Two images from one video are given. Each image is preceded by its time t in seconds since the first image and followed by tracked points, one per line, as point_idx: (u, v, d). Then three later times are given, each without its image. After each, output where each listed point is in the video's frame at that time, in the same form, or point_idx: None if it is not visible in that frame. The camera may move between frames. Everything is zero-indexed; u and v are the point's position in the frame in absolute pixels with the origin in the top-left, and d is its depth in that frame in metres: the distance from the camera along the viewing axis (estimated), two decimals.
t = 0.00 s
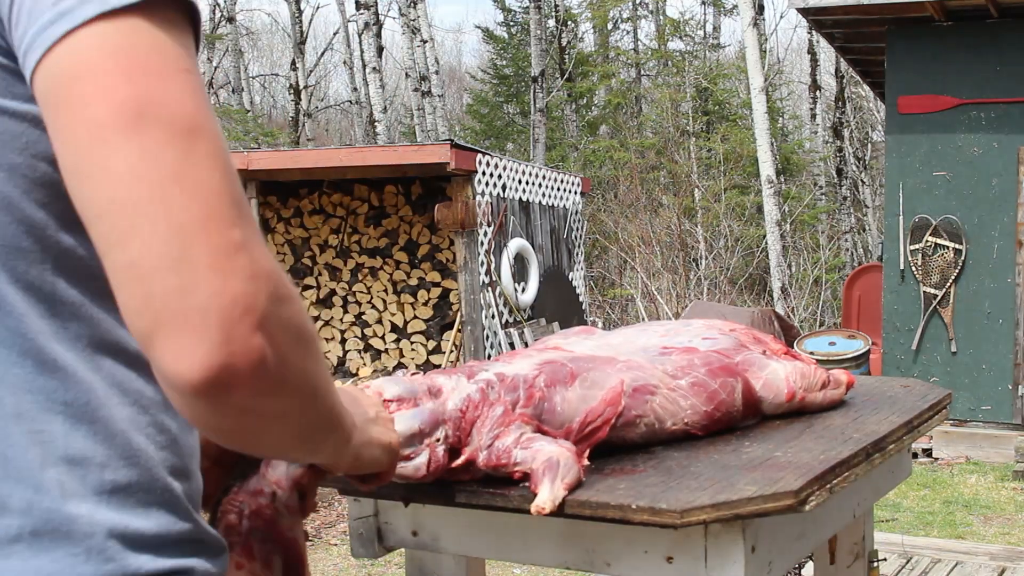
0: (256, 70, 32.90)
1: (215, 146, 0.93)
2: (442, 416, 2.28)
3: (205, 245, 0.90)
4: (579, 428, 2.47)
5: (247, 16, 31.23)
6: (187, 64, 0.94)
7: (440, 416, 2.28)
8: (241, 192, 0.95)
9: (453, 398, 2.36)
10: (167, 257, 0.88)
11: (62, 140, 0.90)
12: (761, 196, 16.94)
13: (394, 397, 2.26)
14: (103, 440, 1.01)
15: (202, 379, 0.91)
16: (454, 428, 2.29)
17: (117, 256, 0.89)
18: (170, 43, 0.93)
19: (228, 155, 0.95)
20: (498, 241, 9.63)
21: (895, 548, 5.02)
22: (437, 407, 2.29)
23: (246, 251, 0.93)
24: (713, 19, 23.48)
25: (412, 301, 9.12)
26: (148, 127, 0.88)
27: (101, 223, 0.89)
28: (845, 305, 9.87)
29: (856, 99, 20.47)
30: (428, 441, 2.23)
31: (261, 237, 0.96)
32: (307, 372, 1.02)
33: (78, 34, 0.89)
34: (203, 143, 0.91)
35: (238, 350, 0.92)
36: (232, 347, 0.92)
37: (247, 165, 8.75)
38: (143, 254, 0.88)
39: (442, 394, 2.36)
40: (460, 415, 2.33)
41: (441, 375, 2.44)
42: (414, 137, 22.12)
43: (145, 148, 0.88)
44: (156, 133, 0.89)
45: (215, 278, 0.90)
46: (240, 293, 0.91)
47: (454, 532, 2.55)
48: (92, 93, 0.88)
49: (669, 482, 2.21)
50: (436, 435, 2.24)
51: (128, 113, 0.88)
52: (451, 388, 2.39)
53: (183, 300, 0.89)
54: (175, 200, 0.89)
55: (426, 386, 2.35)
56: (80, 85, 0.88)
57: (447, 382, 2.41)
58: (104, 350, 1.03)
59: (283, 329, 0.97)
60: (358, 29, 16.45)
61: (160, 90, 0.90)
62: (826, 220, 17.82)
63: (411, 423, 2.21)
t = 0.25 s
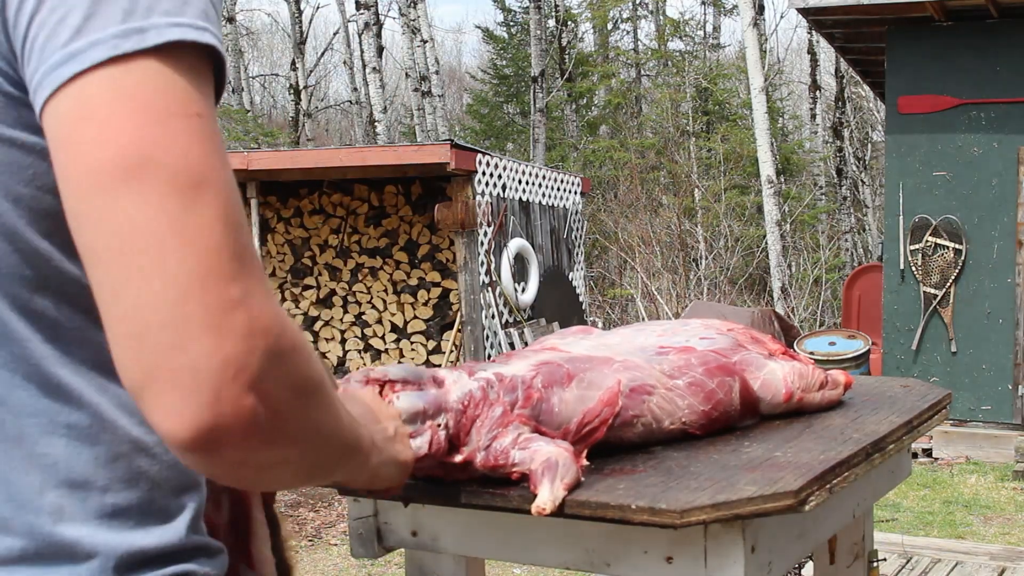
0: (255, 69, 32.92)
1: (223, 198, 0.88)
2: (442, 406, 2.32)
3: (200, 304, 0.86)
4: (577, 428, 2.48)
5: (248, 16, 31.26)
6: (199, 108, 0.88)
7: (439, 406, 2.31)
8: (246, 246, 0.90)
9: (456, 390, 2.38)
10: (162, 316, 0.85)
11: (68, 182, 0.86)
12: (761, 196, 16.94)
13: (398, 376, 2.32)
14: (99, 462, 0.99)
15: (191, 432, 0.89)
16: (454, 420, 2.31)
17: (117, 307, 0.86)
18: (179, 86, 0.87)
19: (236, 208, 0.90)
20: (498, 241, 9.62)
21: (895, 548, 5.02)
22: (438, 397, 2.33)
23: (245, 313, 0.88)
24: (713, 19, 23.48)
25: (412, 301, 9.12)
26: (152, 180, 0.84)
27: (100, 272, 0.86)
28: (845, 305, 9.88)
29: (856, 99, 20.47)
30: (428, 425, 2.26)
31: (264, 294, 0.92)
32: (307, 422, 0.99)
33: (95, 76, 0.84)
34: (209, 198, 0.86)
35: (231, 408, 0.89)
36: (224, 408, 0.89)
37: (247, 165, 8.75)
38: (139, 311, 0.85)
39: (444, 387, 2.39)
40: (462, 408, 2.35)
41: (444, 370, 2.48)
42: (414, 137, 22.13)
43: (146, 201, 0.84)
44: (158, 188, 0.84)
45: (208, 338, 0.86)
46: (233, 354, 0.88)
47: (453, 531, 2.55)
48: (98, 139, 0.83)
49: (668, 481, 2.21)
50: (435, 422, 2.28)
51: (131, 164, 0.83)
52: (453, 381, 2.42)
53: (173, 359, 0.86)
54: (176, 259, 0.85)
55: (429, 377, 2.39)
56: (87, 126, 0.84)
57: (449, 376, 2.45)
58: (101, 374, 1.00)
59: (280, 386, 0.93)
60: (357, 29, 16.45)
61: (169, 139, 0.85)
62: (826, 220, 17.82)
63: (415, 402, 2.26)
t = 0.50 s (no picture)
0: (255, 69, 32.93)
1: (197, 270, 0.87)
2: (458, 399, 2.26)
3: (167, 378, 0.86)
4: (579, 431, 2.50)
5: (248, 16, 31.28)
6: (181, 174, 0.88)
7: (456, 398, 2.26)
8: (224, 315, 0.90)
9: (470, 384, 2.33)
10: (130, 387, 0.86)
11: (49, 246, 0.87)
12: (761, 196, 16.93)
13: (415, 366, 2.25)
14: (75, 481, 1.04)
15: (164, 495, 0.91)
16: (467, 415, 2.29)
17: (95, 370, 0.88)
18: (158, 156, 0.87)
19: (215, 276, 0.89)
20: (498, 241, 9.62)
21: (895, 548, 5.02)
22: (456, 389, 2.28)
23: (214, 385, 0.89)
24: (713, 19, 23.47)
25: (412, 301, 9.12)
26: (124, 254, 0.84)
27: (76, 337, 0.87)
28: (846, 305, 9.88)
29: (856, 99, 20.45)
30: (443, 418, 2.23)
31: (238, 362, 0.92)
32: (286, 476, 1.00)
33: (79, 147, 0.85)
34: (182, 272, 0.86)
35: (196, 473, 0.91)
36: (192, 475, 0.91)
37: (247, 165, 8.75)
38: (112, 380, 0.86)
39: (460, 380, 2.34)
40: (474, 405, 2.31)
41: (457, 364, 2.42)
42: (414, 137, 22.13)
43: (120, 275, 0.84)
44: (130, 260, 0.84)
45: (174, 413, 0.87)
46: (201, 426, 0.89)
47: (453, 531, 2.54)
48: (76, 209, 0.84)
49: (668, 482, 2.21)
50: (451, 415, 2.24)
51: (102, 237, 0.83)
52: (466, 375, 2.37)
53: (142, 428, 0.87)
54: (147, 334, 0.85)
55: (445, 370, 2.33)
56: (66, 192, 0.84)
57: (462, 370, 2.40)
58: (74, 400, 1.04)
59: (249, 451, 0.94)
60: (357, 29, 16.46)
61: (143, 209, 0.84)
62: (826, 220, 17.81)
63: (432, 395, 2.22)
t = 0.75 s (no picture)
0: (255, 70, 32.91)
1: (109, 410, 1.00)
2: (474, 392, 2.24)
3: (71, 498, 0.99)
4: (585, 431, 2.51)
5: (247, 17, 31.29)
6: (107, 308, 1.00)
7: (472, 391, 2.24)
8: (134, 448, 1.03)
9: (488, 377, 2.30)
10: (37, 499, 0.98)
11: None
12: (761, 196, 16.94)
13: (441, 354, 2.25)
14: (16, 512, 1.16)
15: None
16: (483, 408, 2.26)
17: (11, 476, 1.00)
18: (89, 299, 0.99)
19: (129, 407, 1.02)
20: (498, 241, 9.62)
21: (895, 548, 5.02)
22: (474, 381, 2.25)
23: (115, 504, 1.01)
24: (713, 19, 23.47)
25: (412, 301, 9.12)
26: (42, 386, 0.96)
27: None
28: (845, 305, 9.88)
29: (856, 99, 20.46)
30: (461, 408, 2.22)
31: (145, 479, 1.05)
32: (194, 569, 1.12)
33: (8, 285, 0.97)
34: (97, 407, 0.99)
35: None
36: None
37: (247, 165, 8.75)
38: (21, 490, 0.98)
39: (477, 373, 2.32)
40: (493, 398, 2.29)
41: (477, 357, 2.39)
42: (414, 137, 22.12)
43: (40, 403, 0.97)
44: (48, 387, 0.97)
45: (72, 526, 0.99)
46: (99, 539, 1.01)
47: (453, 531, 2.55)
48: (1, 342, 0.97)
49: (668, 481, 2.21)
50: (468, 405, 2.23)
51: (22, 373, 0.96)
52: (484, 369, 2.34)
53: (46, 547, 1.00)
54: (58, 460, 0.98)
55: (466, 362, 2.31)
56: None
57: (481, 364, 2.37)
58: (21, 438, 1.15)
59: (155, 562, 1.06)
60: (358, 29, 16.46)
61: (64, 351, 0.97)
62: (826, 220, 17.81)
63: (454, 383, 2.20)
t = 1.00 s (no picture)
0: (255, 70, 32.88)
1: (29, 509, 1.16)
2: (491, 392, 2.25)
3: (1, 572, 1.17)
4: (595, 433, 2.52)
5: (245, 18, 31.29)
6: (32, 412, 1.14)
7: (490, 392, 2.25)
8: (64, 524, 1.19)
9: (505, 380, 2.33)
10: None
11: None
12: (761, 196, 16.93)
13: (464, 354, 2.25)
14: None
15: None
16: (499, 409, 2.28)
17: None
18: (12, 408, 1.13)
19: (52, 502, 1.17)
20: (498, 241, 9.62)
21: (895, 548, 5.02)
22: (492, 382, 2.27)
23: None
24: (713, 19, 23.45)
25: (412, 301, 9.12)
26: None
27: None
28: (846, 305, 9.88)
29: (856, 99, 20.45)
30: (478, 409, 2.23)
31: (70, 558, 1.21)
32: None
33: None
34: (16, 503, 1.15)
35: None
36: None
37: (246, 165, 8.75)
38: None
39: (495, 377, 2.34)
40: (508, 400, 2.30)
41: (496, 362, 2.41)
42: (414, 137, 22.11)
43: None
44: None
45: None
46: None
47: (454, 531, 2.55)
48: None
49: (669, 481, 2.21)
50: (485, 405, 2.24)
51: None
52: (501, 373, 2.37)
53: None
54: None
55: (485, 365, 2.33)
56: None
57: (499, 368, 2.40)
58: None
59: None
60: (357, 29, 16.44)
61: None
62: (826, 220, 17.80)
63: (476, 384, 2.21)
